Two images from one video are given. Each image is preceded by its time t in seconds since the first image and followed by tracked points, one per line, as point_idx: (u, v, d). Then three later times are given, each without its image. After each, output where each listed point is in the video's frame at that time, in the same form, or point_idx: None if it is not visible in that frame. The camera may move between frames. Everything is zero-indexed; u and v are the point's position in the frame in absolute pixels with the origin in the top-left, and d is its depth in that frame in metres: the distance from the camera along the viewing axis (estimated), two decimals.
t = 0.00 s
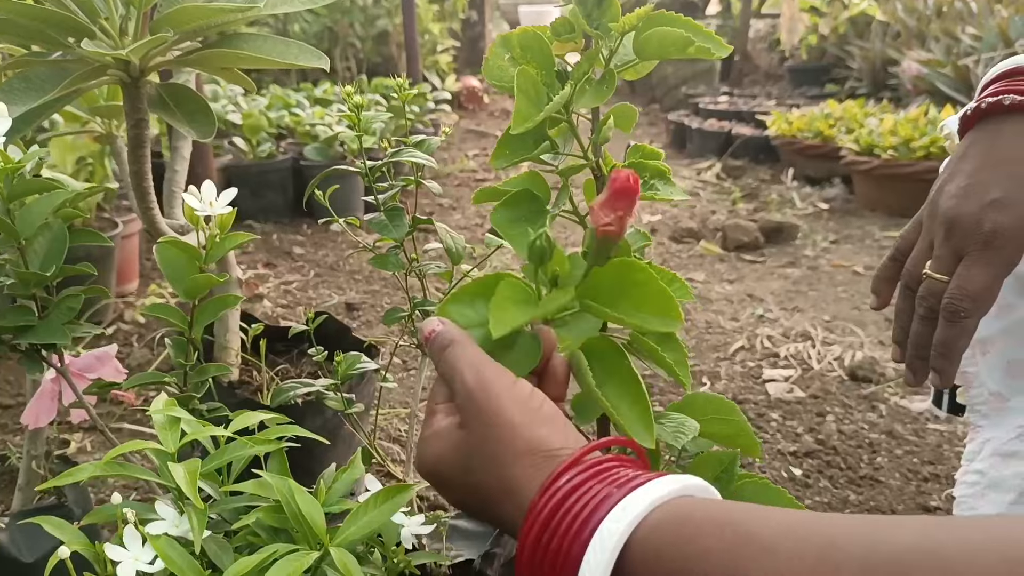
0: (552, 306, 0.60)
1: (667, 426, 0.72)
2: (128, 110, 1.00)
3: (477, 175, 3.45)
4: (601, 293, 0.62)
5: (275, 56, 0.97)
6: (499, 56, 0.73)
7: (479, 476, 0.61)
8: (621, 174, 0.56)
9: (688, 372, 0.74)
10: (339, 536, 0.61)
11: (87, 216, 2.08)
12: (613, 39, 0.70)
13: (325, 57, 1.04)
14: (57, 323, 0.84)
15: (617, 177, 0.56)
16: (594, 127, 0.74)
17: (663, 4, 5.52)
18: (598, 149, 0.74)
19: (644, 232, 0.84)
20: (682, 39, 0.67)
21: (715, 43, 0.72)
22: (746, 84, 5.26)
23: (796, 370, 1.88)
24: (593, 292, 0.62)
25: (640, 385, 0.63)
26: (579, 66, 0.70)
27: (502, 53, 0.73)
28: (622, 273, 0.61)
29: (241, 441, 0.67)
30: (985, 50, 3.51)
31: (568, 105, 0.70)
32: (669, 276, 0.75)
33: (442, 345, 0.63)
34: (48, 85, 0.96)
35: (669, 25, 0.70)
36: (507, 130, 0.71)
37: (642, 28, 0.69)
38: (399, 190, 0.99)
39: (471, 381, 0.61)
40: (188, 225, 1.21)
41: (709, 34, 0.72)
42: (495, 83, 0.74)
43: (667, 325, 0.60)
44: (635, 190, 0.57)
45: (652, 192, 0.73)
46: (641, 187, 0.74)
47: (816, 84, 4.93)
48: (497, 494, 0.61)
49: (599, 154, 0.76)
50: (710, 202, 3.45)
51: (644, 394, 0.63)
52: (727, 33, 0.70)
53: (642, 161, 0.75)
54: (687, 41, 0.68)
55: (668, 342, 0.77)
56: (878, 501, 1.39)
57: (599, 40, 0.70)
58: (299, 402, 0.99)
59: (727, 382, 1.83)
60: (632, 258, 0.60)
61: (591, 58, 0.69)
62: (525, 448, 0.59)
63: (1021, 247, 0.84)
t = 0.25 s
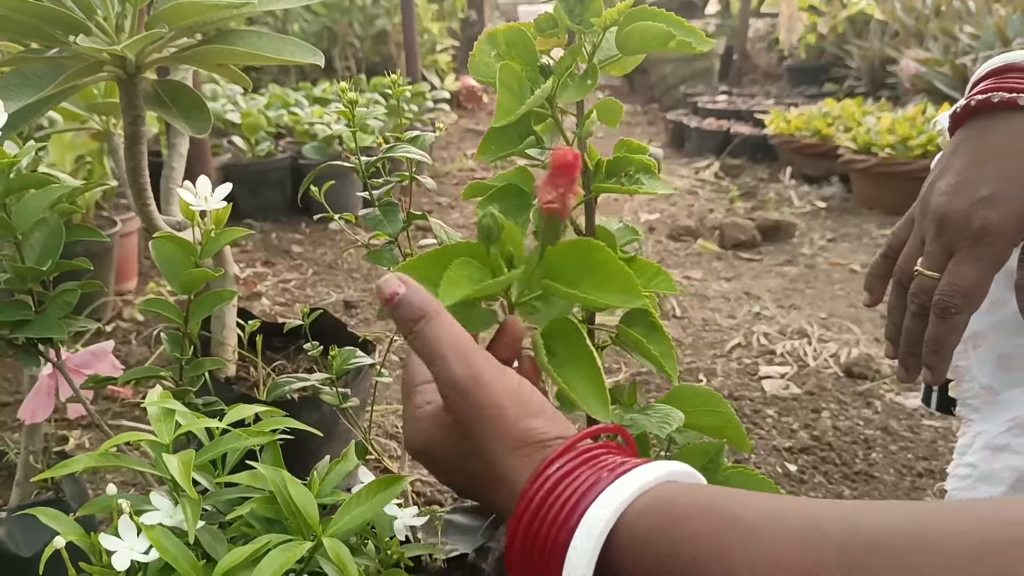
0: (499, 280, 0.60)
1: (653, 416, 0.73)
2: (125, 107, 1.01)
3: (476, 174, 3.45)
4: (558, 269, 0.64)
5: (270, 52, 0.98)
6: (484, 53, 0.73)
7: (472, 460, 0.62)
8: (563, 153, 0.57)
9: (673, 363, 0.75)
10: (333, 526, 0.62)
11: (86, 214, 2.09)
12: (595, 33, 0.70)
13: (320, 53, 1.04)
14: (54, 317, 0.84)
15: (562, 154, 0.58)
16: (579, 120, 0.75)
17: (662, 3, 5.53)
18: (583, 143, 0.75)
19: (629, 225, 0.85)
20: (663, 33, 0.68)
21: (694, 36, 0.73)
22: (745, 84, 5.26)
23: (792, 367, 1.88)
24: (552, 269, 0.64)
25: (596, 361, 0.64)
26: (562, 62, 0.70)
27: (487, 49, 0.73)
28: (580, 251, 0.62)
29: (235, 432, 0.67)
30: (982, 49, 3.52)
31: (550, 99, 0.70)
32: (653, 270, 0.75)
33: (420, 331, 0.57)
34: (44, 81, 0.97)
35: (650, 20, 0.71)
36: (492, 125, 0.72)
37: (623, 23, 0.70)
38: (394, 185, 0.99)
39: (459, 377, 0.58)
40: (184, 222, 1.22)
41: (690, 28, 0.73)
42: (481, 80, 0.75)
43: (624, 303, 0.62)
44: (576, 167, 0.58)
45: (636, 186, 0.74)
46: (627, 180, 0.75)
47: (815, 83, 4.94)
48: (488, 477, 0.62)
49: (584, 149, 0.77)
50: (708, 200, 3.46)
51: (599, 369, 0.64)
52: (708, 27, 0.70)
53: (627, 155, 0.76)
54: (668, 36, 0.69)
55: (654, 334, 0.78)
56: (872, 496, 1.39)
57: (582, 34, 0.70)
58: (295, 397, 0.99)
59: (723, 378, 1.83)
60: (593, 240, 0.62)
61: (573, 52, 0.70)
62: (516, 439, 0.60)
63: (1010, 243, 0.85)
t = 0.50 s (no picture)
0: (479, 252, 0.61)
1: (641, 410, 0.75)
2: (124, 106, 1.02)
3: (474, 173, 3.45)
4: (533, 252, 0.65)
5: (267, 51, 0.99)
6: (472, 52, 0.76)
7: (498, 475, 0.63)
8: (521, 130, 0.61)
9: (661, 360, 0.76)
10: (328, 519, 0.63)
11: (85, 213, 2.09)
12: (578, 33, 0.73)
13: (317, 52, 1.05)
14: (51, 314, 0.85)
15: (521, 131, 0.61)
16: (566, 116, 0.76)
17: (661, 3, 5.53)
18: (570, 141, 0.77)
19: (618, 222, 0.87)
20: (645, 31, 0.71)
21: (677, 33, 0.75)
22: (745, 83, 5.27)
23: (789, 365, 1.89)
24: (524, 251, 0.65)
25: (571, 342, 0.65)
26: (547, 60, 0.73)
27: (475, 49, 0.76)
28: (552, 233, 0.64)
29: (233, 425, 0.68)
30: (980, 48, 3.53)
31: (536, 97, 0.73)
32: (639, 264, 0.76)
33: (504, 326, 0.60)
34: (43, 80, 0.97)
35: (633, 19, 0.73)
36: (479, 123, 0.74)
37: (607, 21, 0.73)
38: (390, 183, 1.01)
39: (520, 381, 0.60)
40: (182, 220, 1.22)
41: (672, 26, 0.75)
42: (467, 78, 0.77)
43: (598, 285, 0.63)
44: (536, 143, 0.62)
45: (624, 181, 0.76)
46: (614, 177, 0.77)
47: (813, 82, 4.95)
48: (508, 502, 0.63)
49: (571, 146, 0.79)
50: (707, 199, 3.46)
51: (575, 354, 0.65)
52: (689, 24, 0.73)
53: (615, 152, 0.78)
54: (650, 33, 0.72)
55: (642, 328, 0.80)
56: (867, 492, 1.40)
57: (567, 34, 0.73)
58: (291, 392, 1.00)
59: (720, 376, 1.84)
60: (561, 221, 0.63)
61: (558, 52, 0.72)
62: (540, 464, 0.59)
63: (997, 236, 0.84)
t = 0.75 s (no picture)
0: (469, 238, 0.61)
1: (632, 404, 0.76)
2: (120, 103, 1.02)
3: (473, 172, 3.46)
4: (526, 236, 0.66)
5: (261, 48, 1.00)
6: (463, 51, 0.77)
7: (524, 445, 0.62)
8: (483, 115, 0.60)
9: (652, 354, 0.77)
10: (321, 510, 0.63)
11: (84, 212, 2.10)
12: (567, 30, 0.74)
13: (312, 52, 1.04)
14: (50, 310, 0.86)
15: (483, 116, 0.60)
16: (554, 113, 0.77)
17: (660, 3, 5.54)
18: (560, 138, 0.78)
19: (610, 218, 0.88)
20: (633, 29, 0.72)
21: (666, 30, 0.76)
22: (743, 83, 5.27)
23: (785, 363, 1.90)
24: (513, 233, 0.66)
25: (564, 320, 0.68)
26: (536, 59, 0.75)
27: (466, 48, 0.77)
28: (539, 218, 0.65)
29: (226, 419, 0.69)
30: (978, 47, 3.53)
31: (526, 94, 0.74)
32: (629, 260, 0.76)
33: (549, 343, 0.66)
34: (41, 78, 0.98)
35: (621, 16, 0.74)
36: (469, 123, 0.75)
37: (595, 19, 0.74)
38: (384, 181, 1.02)
39: (561, 370, 0.64)
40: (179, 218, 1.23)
41: (661, 22, 0.76)
42: (457, 77, 0.78)
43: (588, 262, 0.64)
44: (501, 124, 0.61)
45: (613, 177, 0.76)
46: (603, 173, 0.78)
47: (812, 82, 4.96)
48: (529, 472, 0.61)
49: (561, 143, 0.80)
50: (705, 198, 3.47)
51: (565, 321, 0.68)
52: (677, 21, 0.74)
53: (605, 149, 0.79)
54: (639, 30, 0.73)
55: (632, 322, 0.80)
56: (861, 488, 1.41)
57: (556, 32, 0.75)
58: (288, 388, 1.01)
59: (716, 374, 1.85)
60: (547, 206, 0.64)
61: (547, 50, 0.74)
62: (574, 428, 0.61)
63: (983, 230, 0.84)
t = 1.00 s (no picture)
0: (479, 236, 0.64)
1: (625, 406, 0.77)
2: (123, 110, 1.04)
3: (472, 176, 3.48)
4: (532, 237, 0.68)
5: (262, 55, 1.02)
6: (461, 58, 0.77)
7: (517, 417, 0.61)
8: (507, 115, 0.66)
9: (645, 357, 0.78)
10: (319, 510, 0.65)
11: (86, 216, 2.11)
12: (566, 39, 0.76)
13: (311, 58, 1.07)
14: (55, 312, 0.87)
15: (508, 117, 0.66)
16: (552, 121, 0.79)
17: (659, 7, 5.56)
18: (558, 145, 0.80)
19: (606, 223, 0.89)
20: (630, 39, 0.73)
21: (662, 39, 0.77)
22: (743, 86, 5.28)
23: (781, 365, 1.91)
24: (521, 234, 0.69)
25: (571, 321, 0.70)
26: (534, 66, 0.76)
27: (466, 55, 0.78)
28: (546, 221, 0.68)
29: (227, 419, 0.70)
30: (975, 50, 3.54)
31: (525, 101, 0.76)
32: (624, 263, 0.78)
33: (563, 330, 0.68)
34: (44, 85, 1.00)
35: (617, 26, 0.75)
36: (467, 129, 0.76)
37: (592, 28, 0.75)
38: (383, 186, 1.03)
39: (569, 354, 0.65)
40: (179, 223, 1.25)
41: (657, 31, 0.77)
42: (456, 84, 0.78)
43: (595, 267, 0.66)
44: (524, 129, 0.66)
45: (609, 183, 0.78)
46: (599, 179, 0.79)
47: (810, 85, 4.97)
48: (519, 443, 0.60)
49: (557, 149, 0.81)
50: (704, 202, 3.49)
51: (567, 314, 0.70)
52: (672, 31, 0.75)
53: (601, 155, 0.80)
54: (635, 40, 0.74)
55: (628, 326, 0.82)
56: (855, 489, 1.42)
57: (554, 41, 0.76)
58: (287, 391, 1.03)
59: (712, 376, 1.86)
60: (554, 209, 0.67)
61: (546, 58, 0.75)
62: (573, 407, 0.60)
63: (967, 236, 0.86)
